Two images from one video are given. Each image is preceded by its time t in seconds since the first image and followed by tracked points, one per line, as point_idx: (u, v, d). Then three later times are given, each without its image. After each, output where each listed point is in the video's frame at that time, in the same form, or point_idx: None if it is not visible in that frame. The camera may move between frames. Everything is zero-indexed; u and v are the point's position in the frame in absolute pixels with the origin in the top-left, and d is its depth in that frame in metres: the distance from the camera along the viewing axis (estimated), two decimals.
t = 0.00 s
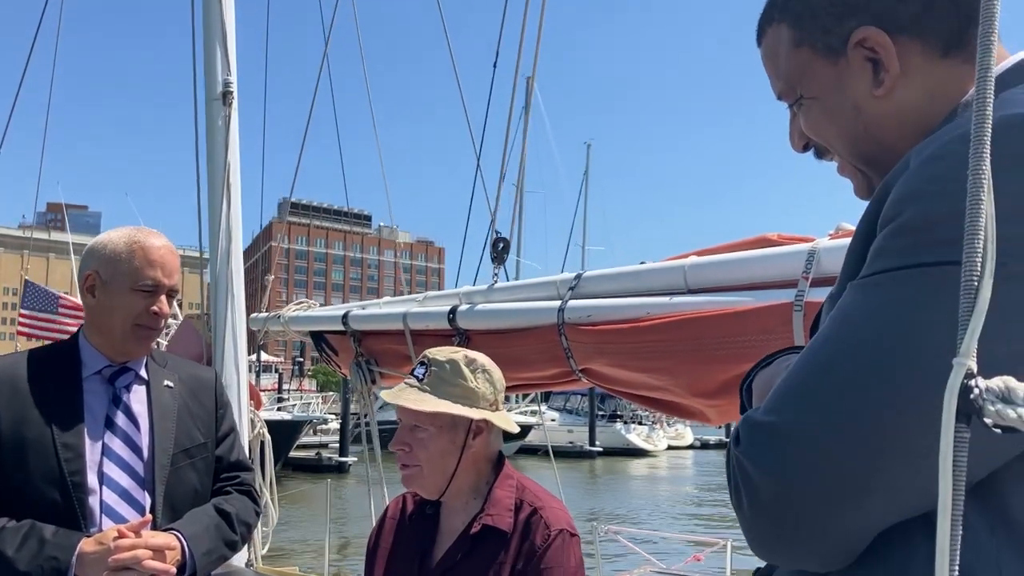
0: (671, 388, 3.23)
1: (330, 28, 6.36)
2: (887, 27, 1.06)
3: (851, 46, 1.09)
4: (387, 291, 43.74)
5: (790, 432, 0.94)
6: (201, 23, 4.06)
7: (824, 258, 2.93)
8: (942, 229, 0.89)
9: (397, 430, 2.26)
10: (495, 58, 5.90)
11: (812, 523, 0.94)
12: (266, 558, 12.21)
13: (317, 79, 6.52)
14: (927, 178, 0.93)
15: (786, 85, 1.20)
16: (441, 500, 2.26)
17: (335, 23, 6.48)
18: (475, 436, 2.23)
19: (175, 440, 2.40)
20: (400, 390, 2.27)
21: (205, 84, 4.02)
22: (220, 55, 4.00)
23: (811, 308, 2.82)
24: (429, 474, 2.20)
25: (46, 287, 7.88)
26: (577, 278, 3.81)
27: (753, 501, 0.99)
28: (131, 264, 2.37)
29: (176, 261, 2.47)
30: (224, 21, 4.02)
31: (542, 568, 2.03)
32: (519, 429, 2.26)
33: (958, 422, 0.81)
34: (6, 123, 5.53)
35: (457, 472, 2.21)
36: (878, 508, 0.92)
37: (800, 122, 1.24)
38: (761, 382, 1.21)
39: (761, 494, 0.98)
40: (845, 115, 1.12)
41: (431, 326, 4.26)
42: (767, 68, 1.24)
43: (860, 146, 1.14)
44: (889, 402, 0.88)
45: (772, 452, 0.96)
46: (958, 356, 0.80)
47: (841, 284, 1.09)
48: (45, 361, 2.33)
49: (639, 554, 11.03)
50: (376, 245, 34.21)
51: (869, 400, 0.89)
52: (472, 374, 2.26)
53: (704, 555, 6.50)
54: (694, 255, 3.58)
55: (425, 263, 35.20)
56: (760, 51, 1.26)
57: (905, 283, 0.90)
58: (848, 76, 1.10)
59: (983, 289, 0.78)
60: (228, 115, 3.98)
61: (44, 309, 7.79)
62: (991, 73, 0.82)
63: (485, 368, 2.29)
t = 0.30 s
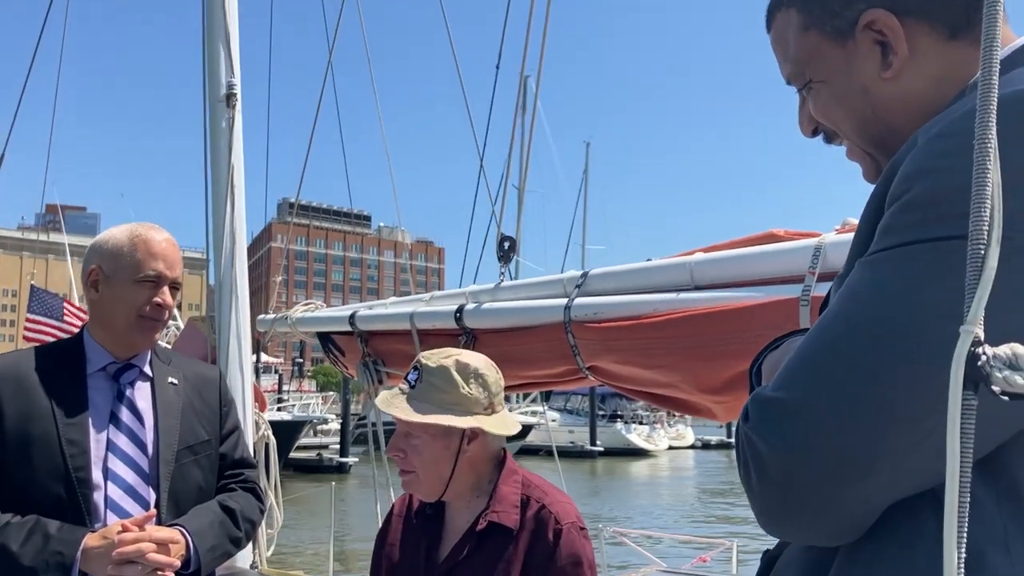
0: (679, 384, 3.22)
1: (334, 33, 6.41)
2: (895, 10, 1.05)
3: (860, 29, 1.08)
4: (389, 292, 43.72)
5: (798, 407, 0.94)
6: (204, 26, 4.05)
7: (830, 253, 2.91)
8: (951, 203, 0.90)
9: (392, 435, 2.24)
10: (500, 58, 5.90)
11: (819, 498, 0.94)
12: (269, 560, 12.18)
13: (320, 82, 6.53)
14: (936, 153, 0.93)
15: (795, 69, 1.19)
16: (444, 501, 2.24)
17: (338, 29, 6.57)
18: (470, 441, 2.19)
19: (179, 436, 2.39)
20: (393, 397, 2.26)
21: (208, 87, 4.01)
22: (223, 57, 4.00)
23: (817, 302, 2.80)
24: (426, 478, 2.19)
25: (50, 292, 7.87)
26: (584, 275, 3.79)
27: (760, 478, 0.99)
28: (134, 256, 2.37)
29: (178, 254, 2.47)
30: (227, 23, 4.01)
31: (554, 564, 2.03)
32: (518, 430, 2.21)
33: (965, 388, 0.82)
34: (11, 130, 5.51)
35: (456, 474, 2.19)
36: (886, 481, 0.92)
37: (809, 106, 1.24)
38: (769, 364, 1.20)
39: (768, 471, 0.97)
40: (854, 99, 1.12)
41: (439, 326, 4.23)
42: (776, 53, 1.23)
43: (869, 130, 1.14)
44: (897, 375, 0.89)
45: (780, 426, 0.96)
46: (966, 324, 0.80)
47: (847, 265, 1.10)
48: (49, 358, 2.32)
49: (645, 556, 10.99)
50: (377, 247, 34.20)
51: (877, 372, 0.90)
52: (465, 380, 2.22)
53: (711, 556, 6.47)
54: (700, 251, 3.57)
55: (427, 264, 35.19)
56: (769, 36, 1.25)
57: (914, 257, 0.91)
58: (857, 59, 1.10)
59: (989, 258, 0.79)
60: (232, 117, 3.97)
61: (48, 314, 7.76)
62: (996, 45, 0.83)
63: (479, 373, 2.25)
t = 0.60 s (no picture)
0: (677, 379, 3.22)
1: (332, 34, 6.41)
2: None
3: (848, 19, 1.10)
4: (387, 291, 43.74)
5: (791, 385, 0.96)
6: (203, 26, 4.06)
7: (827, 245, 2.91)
8: (938, 183, 0.92)
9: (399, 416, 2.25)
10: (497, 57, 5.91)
11: (814, 475, 0.96)
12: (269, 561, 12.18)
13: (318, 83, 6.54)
14: (925, 135, 0.95)
15: (784, 61, 1.21)
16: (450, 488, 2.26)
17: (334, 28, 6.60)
18: (476, 427, 2.20)
19: (180, 432, 2.40)
20: (406, 376, 2.29)
21: (207, 87, 4.02)
22: (222, 57, 4.00)
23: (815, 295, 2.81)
24: (429, 462, 2.21)
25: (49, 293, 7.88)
26: (581, 271, 3.80)
27: (755, 457, 1.01)
28: (135, 251, 2.38)
29: (179, 250, 2.48)
30: (225, 23, 4.02)
31: (553, 557, 2.03)
32: (528, 422, 2.21)
33: (961, 361, 0.83)
34: (8, 134, 5.51)
35: (461, 459, 2.21)
36: (878, 457, 0.94)
37: (799, 98, 1.25)
38: (762, 350, 1.22)
39: (763, 449, 0.99)
40: (842, 88, 1.14)
41: (436, 323, 4.24)
42: (765, 45, 1.25)
43: (858, 119, 1.16)
44: (888, 351, 0.91)
45: (774, 404, 0.98)
46: (962, 299, 0.82)
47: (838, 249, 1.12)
48: (51, 354, 2.33)
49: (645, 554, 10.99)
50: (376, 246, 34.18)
51: (869, 349, 0.92)
52: (476, 366, 2.24)
53: (711, 553, 6.48)
54: (698, 245, 3.58)
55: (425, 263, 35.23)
56: (759, 29, 1.26)
57: (903, 236, 0.93)
58: (845, 48, 1.12)
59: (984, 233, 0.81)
60: (231, 117, 3.98)
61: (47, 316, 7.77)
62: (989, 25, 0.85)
63: (491, 362, 2.26)
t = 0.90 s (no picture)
0: (672, 371, 3.24)
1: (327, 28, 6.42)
2: None
3: (837, 14, 1.11)
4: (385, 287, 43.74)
5: (782, 374, 0.97)
6: (199, 19, 4.06)
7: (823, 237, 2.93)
8: (928, 174, 0.94)
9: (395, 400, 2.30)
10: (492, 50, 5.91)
11: (801, 461, 0.97)
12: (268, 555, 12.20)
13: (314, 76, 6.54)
14: (915, 127, 0.97)
15: (774, 55, 1.22)
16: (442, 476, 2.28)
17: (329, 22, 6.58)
18: (466, 419, 2.22)
19: (178, 425, 2.41)
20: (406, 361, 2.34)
21: (203, 79, 4.02)
22: (217, 49, 4.00)
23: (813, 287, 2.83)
24: (420, 448, 2.25)
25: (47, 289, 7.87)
26: (578, 264, 3.81)
27: (746, 444, 1.02)
28: (132, 246, 2.39)
29: (176, 245, 2.50)
30: (221, 16, 4.02)
31: (547, 551, 2.02)
32: (521, 418, 2.21)
33: (960, 350, 0.85)
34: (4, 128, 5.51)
35: (452, 448, 2.23)
36: (868, 444, 0.95)
37: (790, 91, 1.26)
38: (751, 339, 1.24)
39: (754, 436, 1.00)
40: (832, 82, 1.15)
41: (431, 316, 4.27)
42: (756, 38, 1.25)
43: (848, 112, 1.17)
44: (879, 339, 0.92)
45: (765, 392, 0.99)
46: (961, 288, 0.84)
47: (825, 241, 1.14)
48: (50, 348, 2.34)
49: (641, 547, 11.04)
50: (374, 242, 34.18)
51: (860, 337, 0.93)
52: (471, 357, 2.26)
53: (706, 545, 6.51)
54: (694, 237, 3.59)
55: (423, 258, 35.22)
56: (750, 22, 1.27)
57: (894, 226, 0.94)
58: (834, 43, 1.12)
59: (983, 223, 0.82)
60: (227, 111, 3.99)
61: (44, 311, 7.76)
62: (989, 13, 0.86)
63: (487, 354, 2.28)
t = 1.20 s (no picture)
0: (670, 359, 3.25)
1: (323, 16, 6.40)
2: None
3: (833, 12, 1.11)
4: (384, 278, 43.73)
5: (781, 365, 0.98)
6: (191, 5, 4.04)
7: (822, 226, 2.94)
8: (925, 169, 0.95)
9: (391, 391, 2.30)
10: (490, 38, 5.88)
11: (799, 453, 0.98)
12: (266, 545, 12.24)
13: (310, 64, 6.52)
14: (913, 123, 0.98)
15: (770, 52, 1.22)
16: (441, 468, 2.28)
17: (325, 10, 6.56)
18: (463, 407, 2.23)
19: (174, 413, 2.42)
20: (400, 353, 2.33)
21: (195, 65, 4.01)
22: (210, 36, 3.99)
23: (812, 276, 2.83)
24: (420, 440, 2.25)
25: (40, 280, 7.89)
26: (576, 252, 3.81)
27: (743, 435, 1.03)
28: (127, 235, 2.39)
29: (170, 235, 2.50)
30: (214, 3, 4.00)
31: (546, 540, 2.03)
32: (519, 404, 2.23)
33: (967, 345, 0.85)
34: None
35: (450, 438, 2.24)
36: (864, 434, 0.96)
37: (784, 87, 1.26)
38: (746, 330, 1.25)
39: (752, 428, 1.01)
40: (827, 79, 1.15)
41: (428, 304, 4.28)
42: (752, 34, 1.26)
43: (842, 108, 1.18)
44: (877, 332, 0.93)
45: (763, 385, 1.00)
46: (968, 282, 0.83)
47: (822, 236, 1.15)
48: (45, 337, 2.34)
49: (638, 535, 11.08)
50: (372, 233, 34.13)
51: (858, 330, 0.94)
52: (466, 346, 2.26)
53: (703, 533, 6.54)
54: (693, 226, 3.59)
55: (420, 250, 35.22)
56: (746, 19, 1.27)
57: (892, 221, 0.95)
58: (830, 41, 1.13)
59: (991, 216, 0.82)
60: (220, 97, 3.98)
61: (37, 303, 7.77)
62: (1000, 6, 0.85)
63: (482, 342, 2.29)
